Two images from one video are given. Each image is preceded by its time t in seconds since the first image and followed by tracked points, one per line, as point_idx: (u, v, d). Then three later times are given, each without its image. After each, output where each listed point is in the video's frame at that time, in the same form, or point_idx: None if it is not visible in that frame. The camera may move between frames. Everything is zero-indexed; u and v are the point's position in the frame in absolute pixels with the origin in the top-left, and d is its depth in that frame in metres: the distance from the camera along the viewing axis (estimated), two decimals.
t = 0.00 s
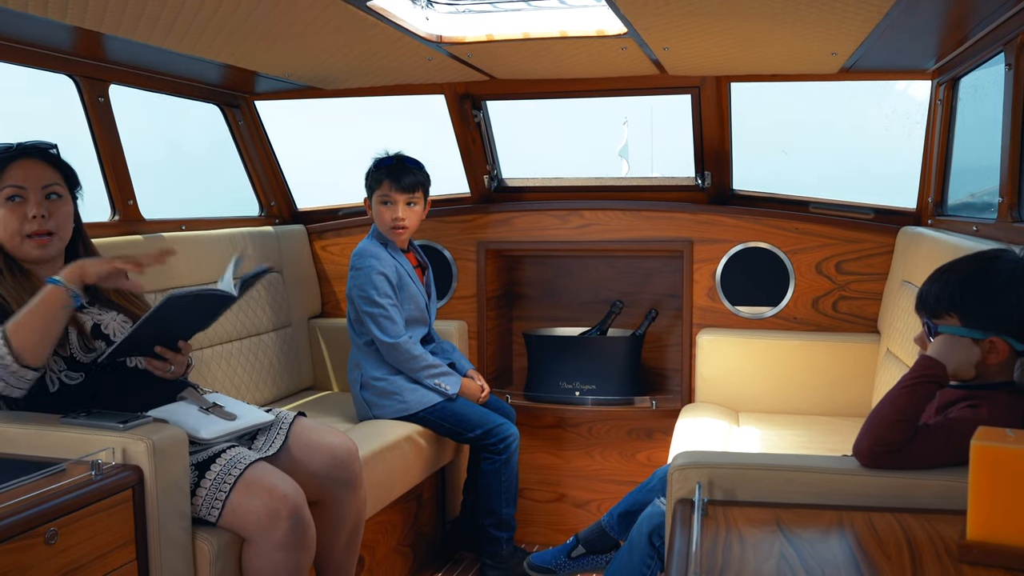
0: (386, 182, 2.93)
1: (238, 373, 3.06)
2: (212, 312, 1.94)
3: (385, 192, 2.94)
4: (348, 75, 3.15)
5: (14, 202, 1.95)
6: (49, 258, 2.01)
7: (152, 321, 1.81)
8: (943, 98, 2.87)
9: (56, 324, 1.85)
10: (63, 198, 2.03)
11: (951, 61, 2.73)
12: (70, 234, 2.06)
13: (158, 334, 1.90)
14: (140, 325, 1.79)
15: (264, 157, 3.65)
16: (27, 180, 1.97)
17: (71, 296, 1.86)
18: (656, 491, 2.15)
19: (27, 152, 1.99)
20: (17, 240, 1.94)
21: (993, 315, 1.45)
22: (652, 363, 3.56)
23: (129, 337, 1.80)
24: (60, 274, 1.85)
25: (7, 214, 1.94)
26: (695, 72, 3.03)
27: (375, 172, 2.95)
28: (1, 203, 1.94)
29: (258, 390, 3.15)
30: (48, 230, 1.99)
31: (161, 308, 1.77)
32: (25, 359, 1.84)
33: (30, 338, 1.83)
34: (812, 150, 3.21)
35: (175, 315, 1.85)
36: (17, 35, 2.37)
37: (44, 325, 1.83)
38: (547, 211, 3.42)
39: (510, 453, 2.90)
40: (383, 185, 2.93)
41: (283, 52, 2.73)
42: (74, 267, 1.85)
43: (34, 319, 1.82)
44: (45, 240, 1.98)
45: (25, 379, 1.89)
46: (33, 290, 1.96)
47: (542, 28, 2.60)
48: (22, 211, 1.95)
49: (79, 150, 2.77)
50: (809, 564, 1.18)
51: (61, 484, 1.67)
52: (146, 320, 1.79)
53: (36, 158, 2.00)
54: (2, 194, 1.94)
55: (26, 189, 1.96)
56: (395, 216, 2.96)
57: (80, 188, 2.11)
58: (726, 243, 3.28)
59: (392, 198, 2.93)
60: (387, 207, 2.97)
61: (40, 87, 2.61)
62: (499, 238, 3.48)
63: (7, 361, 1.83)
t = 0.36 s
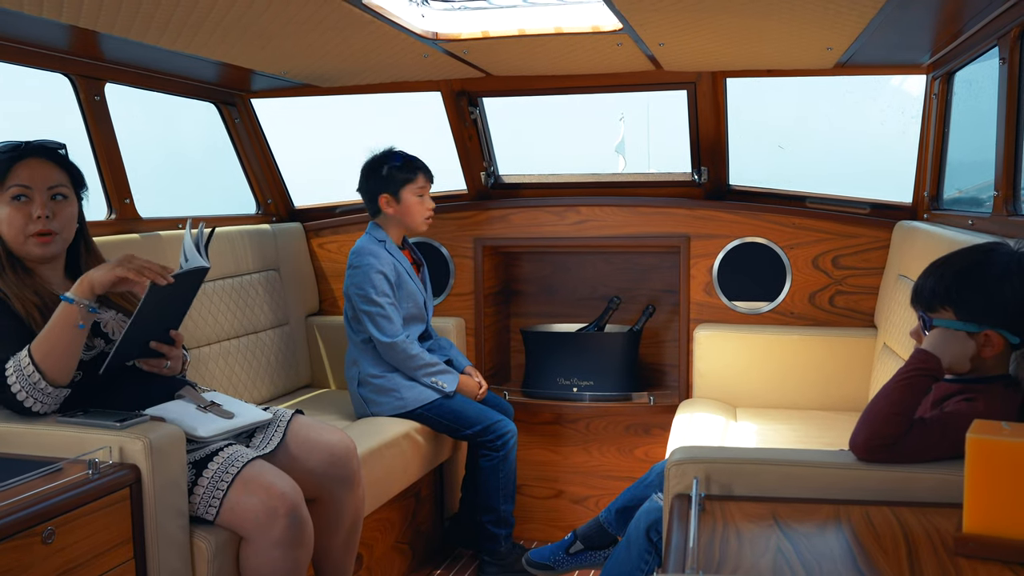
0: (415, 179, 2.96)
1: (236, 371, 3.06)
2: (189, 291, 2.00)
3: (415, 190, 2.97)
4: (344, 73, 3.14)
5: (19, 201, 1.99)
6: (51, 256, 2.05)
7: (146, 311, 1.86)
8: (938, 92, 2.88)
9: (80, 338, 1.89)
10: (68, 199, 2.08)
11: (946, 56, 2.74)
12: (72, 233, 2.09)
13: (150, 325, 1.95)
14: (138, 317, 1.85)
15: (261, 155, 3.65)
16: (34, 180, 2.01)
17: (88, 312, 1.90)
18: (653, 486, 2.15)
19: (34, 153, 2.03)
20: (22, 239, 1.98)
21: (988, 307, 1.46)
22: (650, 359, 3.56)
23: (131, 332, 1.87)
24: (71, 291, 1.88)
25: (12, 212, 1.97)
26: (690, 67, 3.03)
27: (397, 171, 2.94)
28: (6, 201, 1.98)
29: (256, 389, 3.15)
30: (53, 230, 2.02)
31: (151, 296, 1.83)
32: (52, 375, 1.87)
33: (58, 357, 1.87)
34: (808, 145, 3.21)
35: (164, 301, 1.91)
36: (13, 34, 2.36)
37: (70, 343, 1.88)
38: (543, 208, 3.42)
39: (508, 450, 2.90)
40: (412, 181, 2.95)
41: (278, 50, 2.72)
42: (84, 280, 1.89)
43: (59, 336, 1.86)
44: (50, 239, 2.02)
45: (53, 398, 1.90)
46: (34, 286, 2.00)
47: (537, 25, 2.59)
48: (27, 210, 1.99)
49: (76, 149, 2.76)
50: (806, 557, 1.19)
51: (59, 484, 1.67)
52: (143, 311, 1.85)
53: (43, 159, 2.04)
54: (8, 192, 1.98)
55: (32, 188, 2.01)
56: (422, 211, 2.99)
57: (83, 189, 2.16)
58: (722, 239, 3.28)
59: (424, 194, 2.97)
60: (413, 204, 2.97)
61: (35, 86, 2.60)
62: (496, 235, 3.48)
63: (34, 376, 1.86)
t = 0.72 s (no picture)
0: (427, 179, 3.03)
1: (236, 372, 3.06)
2: (188, 292, 2.01)
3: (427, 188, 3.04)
4: (342, 73, 3.14)
5: (24, 205, 1.99)
6: (51, 258, 2.05)
7: (146, 313, 1.87)
8: (937, 89, 2.88)
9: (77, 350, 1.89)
10: (69, 203, 2.08)
11: (944, 53, 2.73)
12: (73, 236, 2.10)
13: (150, 326, 1.95)
14: (137, 319, 1.86)
15: (259, 155, 3.65)
16: (37, 184, 2.01)
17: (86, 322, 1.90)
18: (654, 485, 2.15)
19: (38, 157, 2.03)
20: (24, 242, 1.99)
21: (988, 305, 1.46)
22: (650, 357, 3.56)
23: (131, 334, 1.87)
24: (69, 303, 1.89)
25: (16, 216, 1.97)
26: (689, 66, 3.03)
27: (416, 173, 2.96)
28: (9, 205, 1.97)
29: (257, 389, 3.15)
30: (56, 234, 2.03)
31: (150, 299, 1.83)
32: (51, 385, 1.87)
33: (57, 370, 1.87)
34: (807, 143, 3.21)
35: (164, 302, 1.92)
36: (10, 35, 2.36)
37: (69, 355, 1.88)
38: (542, 207, 3.41)
39: (508, 450, 2.91)
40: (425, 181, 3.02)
41: (276, 50, 2.72)
42: (81, 291, 1.90)
43: (57, 348, 1.87)
44: (53, 242, 2.03)
45: (52, 405, 1.89)
46: (32, 289, 2.00)
47: (535, 24, 2.59)
48: (30, 214, 1.99)
49: (74, 151, 2.76)
50: (807, 555, 1.19)
51: (59, 485, 1.67)
52: (142, 314, 1.85)
53: (47, 164, 2.04)
54: (12, 197, 1.98)
55: (35, 193, 2.01)
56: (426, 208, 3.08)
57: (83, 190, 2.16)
58: (721, 237, 3.28)
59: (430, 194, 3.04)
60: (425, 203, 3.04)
61: (33, 87, 2.60)
62: (495, 234, 3.48)
63: (31, 386, 1.85)
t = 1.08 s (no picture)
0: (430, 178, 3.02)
1: (240, 371, 3.06)
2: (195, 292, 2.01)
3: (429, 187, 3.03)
4: (345, 72, 3.14)
5: (43, 205, 2.00)
6: (63, 258, 2.07)
7: (150, 314, 1.87)
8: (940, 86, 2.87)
9: (81, 350, 1.89)
10: (82, 203, 2.10)
11: (947, 49, 2.73)
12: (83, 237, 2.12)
13: (157, 325, 1.95)
14: (142, 320, 1.85)
15: (262, 154, 3.65)
16: (55, 184, 2.03)
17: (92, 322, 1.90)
18: (657, 483, 2.15)
19: (55, 159, 2.04)
20: (41, 242, 2.00)
21: (993, 302, 1.45)
22: (653, 355, 3.56)
23: (136, 334, 1.88)
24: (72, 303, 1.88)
25: (35, 215, 1.98)
26: (691, 63, 3.02)
27: (417, 172, 2.96)
28: (29, 204, 1.98)
29: (260, 389, 3.15)
30: (71, 235, 2.05)
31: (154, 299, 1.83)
32: (55, 385, 1.87)
33: (60, 371, 1.87)
34: (809, 140, 3.21)
35: (170, 302, 1.92)
36: (13, 35, 2.36)
37: (72, 356, 1.88)
38: (545, 205, 3.41)
39: (512, 448, 2.91)
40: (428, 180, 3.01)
41: (278, 49, 2.72)
42: (85, 292, 1.89)
43: (60, 348, 1.86)
44: (68, 242, 2.05)
45: (56, 405, 1.89)
46: (41, 292, 2.00)
47: (537, 22, 2.59)
48: (48, 214, 2.00)
49: (77, 151, 2.77)
50: (812, 553, 1.19)
51: (65, 484, 1.67)
52: (147, 315, 1.85)
53: (63, 165, 2.06)
54: (31, 196, 1.98)
55: (54, 193, 2.02)
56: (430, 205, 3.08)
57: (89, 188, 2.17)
58: (724, 235, 3.28)
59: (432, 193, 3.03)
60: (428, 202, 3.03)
61: (37, 87, 2.61)
62: (498, 233, 3.48)
63: (35, 385, 1.85)
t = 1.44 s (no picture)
0: (433, 180, 3.00)
1: (244, 370, 3.06)
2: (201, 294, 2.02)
3: (432, 190, 3.02)
4: (350, 72, 3.14)
5: (52, 205, 2.01)
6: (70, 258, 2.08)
7: (153, 314, 1.88)
8: (946, 87, 2.86)
9: (86, 352, 1.88)
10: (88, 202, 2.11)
11: (953, 50, 2.72)
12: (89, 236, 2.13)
13: (162, 325, 1.96)
14: (144, 320, 1.86)
15: (267, 153, 3.65)
16: (63, 184, 2.03)
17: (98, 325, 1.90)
18: (662, 484, 2.15)
19: (62, 159, 2.05)
20: (48, 241, 2.01)
21: (1001, 305, 1.44)
22: (657, 356, 3.55)
23: (133, 336, 1.87)
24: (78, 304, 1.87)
25: (44, 215, 1.99)
26: (696, 64, 3.02)
27: (418, 173, 2.95)
28: (38, 204, 1.99)
29: (265, 388, 3.16)
30: (78, 234, 2.06)
31: (156, 299, 1.83)
32: (60, 386, 1.87)
33: (65, 371, 1.87)
34: (815, 141, 3.20)
35: (172, 303, 1.91)
36: (19, 35, 2.37)
37: (77, 357, 1.87)
38: (550, 206, 3.41)
39: (516, 448, 2.91)
40: (430, 182, 2.99)
41: (283, 49, 2.72)
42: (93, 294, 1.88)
43: (66, 349, 1.86)
44: (75, 242, 2.06)
45: (60, 405, 1.90)
46: (48, 291, 2.01)
47: (542, 22, 2.58)
48: (56, 214, 2.01)
49: (83, 150, 2.77)
50: (817, 556, 1.18)
51: (70, 483, 1.68)
52: (149, 314, 1.86)
53: (70, 164, 2.06)
54: (40, 196, 1.99)
55: (62, 193, 2.03)
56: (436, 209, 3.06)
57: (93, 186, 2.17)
58: (729, 235, 3.27)
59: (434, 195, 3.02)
60: (432, 204, 3.01)
61: (43, 87, 2.61)
62: (502, 233, 3.47)
63: (39, 385, 1.86)
